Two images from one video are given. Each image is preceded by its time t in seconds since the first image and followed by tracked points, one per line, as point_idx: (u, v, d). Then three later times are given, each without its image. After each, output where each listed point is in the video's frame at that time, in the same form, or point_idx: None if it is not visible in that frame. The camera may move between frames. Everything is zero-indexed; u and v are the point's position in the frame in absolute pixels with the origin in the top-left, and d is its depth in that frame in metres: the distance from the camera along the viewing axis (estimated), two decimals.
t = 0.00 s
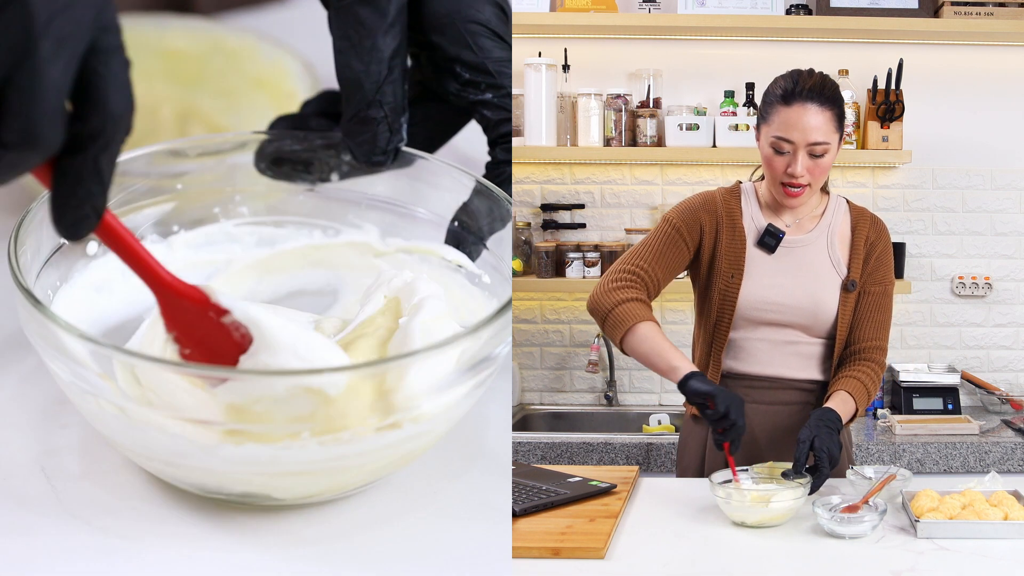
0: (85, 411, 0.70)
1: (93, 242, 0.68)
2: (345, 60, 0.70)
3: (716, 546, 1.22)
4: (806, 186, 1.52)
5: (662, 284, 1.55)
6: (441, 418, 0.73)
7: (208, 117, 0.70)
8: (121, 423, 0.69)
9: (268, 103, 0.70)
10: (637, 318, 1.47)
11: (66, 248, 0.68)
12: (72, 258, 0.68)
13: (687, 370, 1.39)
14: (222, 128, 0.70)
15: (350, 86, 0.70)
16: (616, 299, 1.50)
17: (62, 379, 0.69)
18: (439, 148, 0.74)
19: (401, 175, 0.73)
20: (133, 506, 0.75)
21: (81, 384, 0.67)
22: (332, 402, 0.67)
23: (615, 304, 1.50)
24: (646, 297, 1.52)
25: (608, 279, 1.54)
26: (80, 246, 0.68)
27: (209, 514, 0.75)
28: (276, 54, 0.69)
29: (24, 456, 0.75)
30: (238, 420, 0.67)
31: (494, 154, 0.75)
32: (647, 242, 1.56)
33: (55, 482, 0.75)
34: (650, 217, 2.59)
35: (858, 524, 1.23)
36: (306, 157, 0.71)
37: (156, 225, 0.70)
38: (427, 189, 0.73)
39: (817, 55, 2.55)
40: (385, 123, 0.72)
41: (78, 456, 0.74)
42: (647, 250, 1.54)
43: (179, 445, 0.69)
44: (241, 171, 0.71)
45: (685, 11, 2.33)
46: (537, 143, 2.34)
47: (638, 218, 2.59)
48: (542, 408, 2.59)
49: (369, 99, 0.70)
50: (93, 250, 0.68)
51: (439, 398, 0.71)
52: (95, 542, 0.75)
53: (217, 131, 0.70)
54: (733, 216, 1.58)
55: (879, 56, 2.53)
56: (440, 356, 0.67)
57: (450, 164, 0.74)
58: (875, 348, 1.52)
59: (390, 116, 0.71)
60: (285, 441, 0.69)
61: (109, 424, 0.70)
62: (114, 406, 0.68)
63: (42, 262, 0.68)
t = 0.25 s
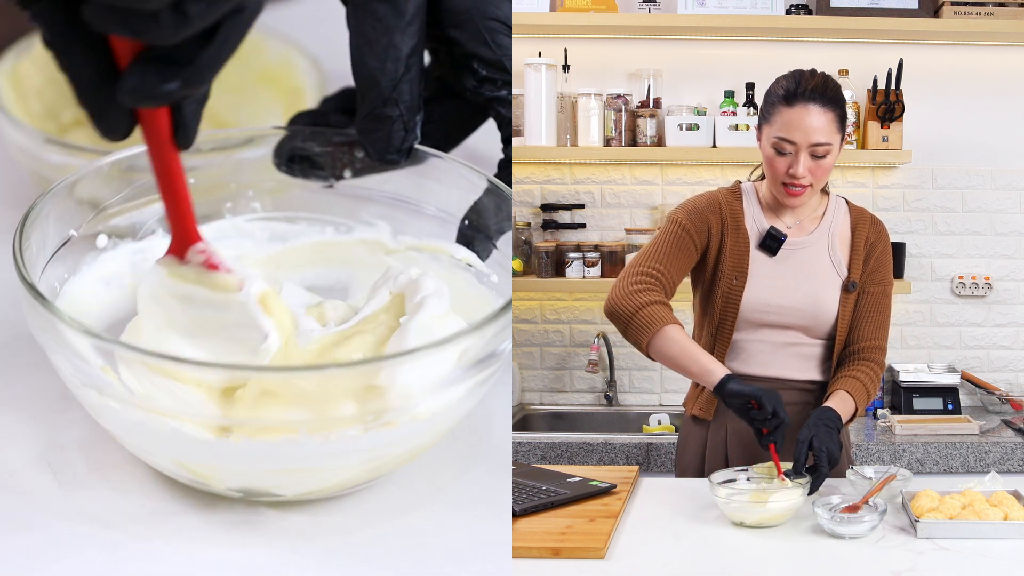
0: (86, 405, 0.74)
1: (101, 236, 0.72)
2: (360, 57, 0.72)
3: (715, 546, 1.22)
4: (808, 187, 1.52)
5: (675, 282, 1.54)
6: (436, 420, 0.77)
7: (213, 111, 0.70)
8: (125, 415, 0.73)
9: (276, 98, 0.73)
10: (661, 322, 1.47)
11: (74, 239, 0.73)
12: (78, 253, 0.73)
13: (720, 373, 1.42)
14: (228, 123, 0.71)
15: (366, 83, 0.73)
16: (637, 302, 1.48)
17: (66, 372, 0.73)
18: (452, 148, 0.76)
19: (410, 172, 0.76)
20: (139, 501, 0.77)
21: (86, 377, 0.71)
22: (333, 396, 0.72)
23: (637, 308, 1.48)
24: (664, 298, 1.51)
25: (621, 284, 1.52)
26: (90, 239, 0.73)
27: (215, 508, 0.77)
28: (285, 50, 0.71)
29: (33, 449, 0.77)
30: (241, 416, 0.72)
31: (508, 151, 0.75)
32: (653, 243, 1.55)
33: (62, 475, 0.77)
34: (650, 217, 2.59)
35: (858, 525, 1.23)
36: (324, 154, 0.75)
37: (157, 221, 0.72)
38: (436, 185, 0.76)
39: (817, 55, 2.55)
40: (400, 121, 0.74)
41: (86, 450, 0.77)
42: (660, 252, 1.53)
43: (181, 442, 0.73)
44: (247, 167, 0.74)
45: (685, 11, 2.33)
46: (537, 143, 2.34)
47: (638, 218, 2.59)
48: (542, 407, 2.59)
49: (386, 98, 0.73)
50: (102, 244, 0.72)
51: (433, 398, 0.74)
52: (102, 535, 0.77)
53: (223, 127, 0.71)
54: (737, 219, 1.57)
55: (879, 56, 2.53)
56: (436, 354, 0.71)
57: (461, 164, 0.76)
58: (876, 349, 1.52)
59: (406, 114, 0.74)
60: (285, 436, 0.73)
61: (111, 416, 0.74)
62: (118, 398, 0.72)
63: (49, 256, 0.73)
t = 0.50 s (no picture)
0: (87, 400, 0.74)
1: (107, 231, 0.71)
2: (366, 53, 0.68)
3: (715, 546, 1.22)
4: (807, 188, 1.52)
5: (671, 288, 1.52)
6: (434, 418, 0.75)
7: (219, 108, 0.72)
8: (124, 412, 0.73)
9: (280, 92, 0.70)
10: (648, 327, 1.44)
11: (79, 235, 0.71)
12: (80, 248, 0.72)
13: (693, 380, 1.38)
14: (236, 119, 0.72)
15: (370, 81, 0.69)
16: (627, 308, 1.47)
17: (67, 368, 0.73)
18: (458, 145, 0.75)
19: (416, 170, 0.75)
20: (146, 501, 0.78)
21: (88, 373, 0.71)
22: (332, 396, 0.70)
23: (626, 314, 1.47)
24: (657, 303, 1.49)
25: (620, 288, 1.51)
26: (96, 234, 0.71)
27: (220, 506, 0.78)
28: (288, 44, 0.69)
29: (36, 447, 0.78)
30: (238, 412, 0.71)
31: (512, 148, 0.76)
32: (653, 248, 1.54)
33: (65, 473, 0.78)
34: (650, 217, 2.59)
35: (858, 524, 1.23)
36: (333, 151, 0.72)
37: (163, 216, 0.72)
38: (444, 182, 0.73)
39: (817, 55, 2.55)
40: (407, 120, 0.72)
41: (89, 447, 0.77)
42: (656, 256, 1.52)
43: (180, 435, 0.73)
44: (250, 163, 0.72)
45: (685, 11, 2.33)
46: (537, 143, 2.34)
47: (638, 218, 2.59)
48: (542, 407, 2.59)
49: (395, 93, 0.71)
50: (107, 239, 0.72)
51: (434, 399, 0.73)
52: (108, 533, 0.78)
53: (228, 122, 0.72)
54: (736, 220, 1.57)
55: (879, 56, 2.53)
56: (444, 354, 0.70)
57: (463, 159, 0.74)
58: (876, 349, 1.52)
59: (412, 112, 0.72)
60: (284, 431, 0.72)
61: (112, 411, 0.73)
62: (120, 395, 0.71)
63: (50, 253, 0.71)
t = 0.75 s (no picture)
0: (92, 399, 0.74)
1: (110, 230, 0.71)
2: (369, 51, 0.72)
3: (715, 546, 1.22)
4: (808, 189, 1.52)
5: (664, 296, 1.57)
6: (435, 418, 0.76)
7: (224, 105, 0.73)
8: (131, 413, 0.73)
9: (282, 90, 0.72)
10: (638, 338, 1.51)
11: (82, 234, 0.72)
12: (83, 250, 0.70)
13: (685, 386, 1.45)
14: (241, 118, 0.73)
15: (374, 78, 0.72)
16: (618, 322, 1.54)
17: (71, 367, 0.73)
18: (460, 143, 0.77)
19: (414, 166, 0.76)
20: (147, 500, 0.78)
21: (92, 373, 0.71)
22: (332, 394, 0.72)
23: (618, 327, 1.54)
24: (649, 313, 1.55)
25: (612, 302, 1.57)
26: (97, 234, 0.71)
27: (221, 505, 0.78)
28: (292, 41, 0.71)
29: (39, 444, 0.78)
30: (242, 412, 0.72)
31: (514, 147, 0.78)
32: (648, 257, 1.57)
33: (68, 470, 0.78)
34: (650, 217, 2.59)
35: (858, 525, 1.23)
36: (336, 150, 0.74)
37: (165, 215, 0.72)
38: (449, 181, 0.77)
39: (817, 55, 2.55)
40: (411, 119, 0.74)
41: (89, 446, 0.77)
42: (649, 267, 1.56)
43: (185, 435, 0.73)
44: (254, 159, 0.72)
45: (685, 11, 2.33)
46: (537, 143, 2.34)
47: (638, 218, 2.59)
48: (542, 408, 2.59)
49: (398, 92, 0.73)
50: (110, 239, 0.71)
51: (433, 399, 0.74)
52: (109, 531, 0.78)
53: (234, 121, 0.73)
54: (734, 219, 1.58)
55: (879, 56, 2.53)
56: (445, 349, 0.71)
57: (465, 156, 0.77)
58: (875, 350, 1.52)
59: (416, 111, 0.74)
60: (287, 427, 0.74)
61: (115, 412, 0.73)
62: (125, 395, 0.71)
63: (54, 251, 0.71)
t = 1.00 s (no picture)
0: (95, 399, 0.75)
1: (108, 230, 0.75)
2: (366, 50, 0.77)
3: (715, 546, 1.22)
4: (808, 185, 1.52)
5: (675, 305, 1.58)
6: (435, 418, 0.77)
7: (226, 103, 0.78)
8: (133, 413, 0.74)
9: (286, 88, 0.77)
10: (651, 343, 1.51)
11: (80, 235, 0.75)
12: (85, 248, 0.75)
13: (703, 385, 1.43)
14: (241, 115, 0.78)
15: (370, 75, 0.77)
16: (630, 331, 1.54)
17: (73, 366, 0.74)
18: (456, 139, 0.80)
19: (418, 167, 0.79)
20: (148, 497, 0.78)
21: (94, 372, 0.73)
22: (332, 388, 0.73)
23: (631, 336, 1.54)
24: (661, 321, 1.55)
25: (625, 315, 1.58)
26: (95, 234, 0.75)
27: (221, 503, 0.78)
28: (293, 40, 0.77)
29: (40, 442, 0.78)
30: (243, 409, 0.73)
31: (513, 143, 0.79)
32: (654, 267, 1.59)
33: (70, 467, 0.78)
34: (650, 217, 2.59)
35: (858, 525, 1.23)
36: (331, 147, 0.78)
37: (163, 214, 0.75)
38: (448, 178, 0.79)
39: (817, 55, 2.55)
40: (408, 116, 0.78)
41: (90, 445, 0.77)
42: (657, 277, 1.57)
43: (189, 435, 0.74)
44: (255, 157, 0.77)
45: (685, 11, 2.33)
46: (537, 143, 2.34)
47: (638, 218, 2.59)
48: (542, 407, 2.59)
49: (395, 90, 0.78)
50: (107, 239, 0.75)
51: (433, 397, 0.75)
52: (110, 530, 0.79)
53: (235, 118, 0.77)
54: (736, 221, 1.58)
55: (879, 56, 2.53)
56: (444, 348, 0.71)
57: (464, 154, 0.79)
58: (876, 349, 1.52)
59: (412, 108, 0.78)
60: (288, 424, 0.74)
61: (119, 412, 0.74)
62: (127, 395, 0.73)
63: (55, 250, 0.74)
